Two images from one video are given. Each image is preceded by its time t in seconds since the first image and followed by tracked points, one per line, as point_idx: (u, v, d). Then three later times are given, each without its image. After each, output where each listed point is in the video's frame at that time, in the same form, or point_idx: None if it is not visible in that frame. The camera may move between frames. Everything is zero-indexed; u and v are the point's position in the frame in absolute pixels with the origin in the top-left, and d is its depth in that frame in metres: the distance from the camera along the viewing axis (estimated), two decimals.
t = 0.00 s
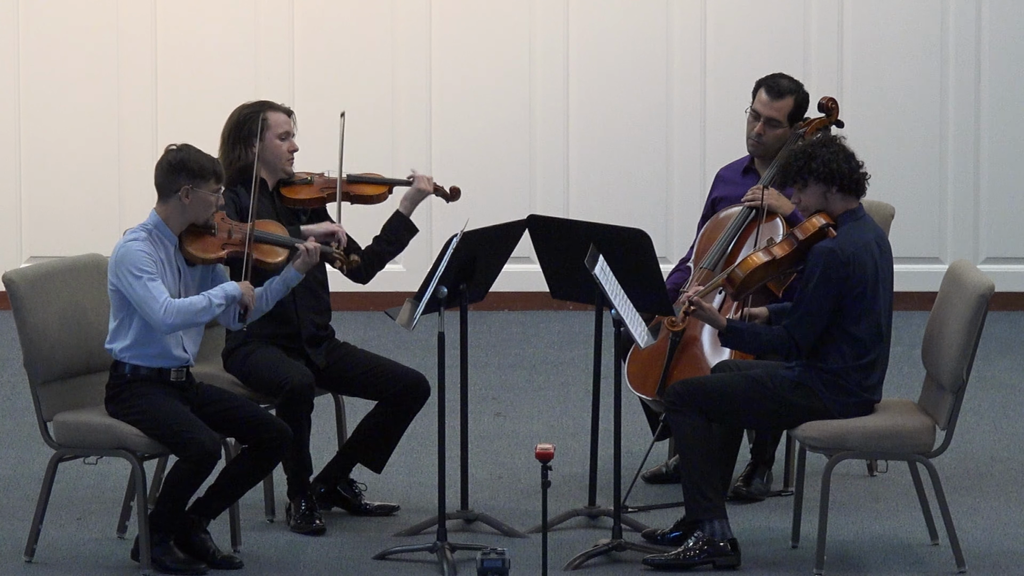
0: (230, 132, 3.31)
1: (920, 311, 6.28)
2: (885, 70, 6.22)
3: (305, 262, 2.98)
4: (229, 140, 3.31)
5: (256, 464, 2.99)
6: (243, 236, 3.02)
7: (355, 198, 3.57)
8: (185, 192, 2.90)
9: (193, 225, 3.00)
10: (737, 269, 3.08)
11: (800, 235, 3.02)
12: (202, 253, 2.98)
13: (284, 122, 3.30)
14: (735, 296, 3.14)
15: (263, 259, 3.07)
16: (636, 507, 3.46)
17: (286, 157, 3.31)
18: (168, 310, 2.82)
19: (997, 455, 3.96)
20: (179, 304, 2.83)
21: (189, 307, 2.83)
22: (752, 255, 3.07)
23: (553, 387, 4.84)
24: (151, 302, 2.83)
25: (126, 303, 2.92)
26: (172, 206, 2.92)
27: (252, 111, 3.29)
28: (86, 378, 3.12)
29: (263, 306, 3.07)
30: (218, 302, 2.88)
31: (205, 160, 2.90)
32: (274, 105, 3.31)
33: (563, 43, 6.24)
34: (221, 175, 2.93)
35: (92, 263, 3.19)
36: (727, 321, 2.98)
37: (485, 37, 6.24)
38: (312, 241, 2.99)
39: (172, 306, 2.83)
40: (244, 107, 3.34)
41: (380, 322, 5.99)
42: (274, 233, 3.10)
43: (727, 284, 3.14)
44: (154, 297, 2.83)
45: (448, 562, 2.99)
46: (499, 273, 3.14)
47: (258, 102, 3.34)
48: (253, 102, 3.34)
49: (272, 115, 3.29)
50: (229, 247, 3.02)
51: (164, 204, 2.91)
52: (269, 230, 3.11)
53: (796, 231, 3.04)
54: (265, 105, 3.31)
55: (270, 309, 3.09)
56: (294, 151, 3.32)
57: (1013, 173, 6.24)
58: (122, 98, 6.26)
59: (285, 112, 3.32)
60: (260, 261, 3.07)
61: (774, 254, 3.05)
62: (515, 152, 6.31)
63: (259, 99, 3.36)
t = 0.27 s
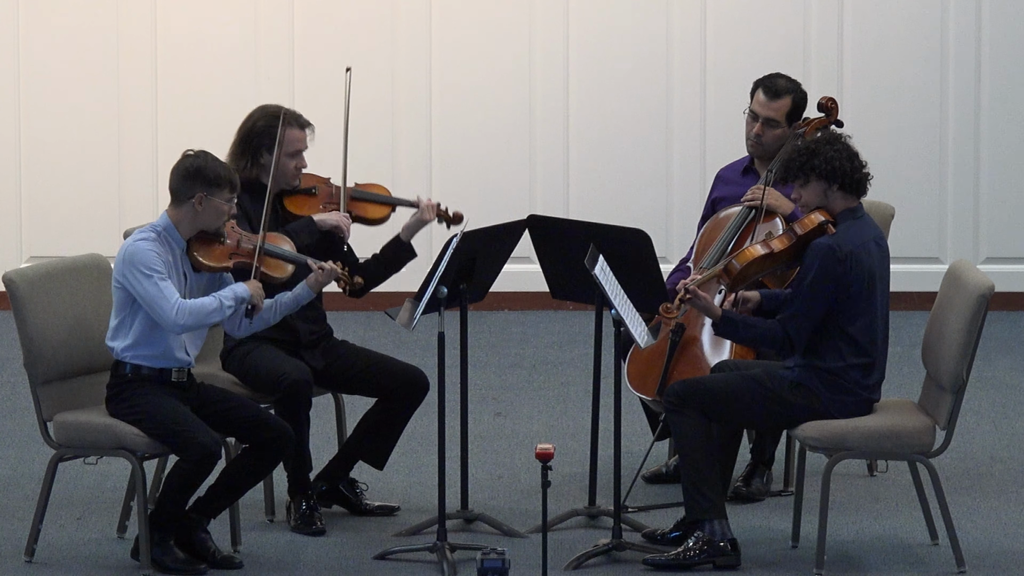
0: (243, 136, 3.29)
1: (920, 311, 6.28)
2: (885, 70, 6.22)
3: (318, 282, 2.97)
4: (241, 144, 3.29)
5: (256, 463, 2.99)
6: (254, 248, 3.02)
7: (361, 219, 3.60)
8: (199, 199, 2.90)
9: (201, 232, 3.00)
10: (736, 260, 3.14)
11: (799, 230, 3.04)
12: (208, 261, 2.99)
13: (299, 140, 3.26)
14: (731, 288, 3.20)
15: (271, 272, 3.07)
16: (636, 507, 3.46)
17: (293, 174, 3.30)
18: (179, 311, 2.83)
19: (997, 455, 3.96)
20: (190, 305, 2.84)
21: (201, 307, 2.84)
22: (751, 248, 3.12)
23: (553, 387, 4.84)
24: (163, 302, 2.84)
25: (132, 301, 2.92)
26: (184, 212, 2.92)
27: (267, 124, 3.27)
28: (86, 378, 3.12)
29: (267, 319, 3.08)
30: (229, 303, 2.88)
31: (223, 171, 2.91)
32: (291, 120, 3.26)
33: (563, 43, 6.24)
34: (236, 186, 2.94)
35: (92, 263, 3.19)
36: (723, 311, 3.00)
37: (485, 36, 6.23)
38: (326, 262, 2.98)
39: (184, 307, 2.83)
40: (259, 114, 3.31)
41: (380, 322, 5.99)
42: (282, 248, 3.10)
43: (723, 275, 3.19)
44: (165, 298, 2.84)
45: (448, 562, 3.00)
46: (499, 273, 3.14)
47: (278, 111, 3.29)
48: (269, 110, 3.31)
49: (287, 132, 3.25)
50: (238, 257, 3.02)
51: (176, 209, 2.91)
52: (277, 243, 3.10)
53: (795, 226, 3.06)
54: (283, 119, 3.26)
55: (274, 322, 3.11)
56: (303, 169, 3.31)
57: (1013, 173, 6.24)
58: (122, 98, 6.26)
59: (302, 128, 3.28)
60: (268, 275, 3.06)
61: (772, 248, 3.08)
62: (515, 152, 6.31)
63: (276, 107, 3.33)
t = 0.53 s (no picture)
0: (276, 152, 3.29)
1: (919, 311, 6.28)
2: (884, 70, 6.22)
3: (314, 311, 2.97)
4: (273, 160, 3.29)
5: (256, 463, 3.00)
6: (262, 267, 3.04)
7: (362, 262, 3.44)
8: (217, 213, 2.90)
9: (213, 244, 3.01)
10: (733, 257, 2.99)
11: (798, 229, 2.97)
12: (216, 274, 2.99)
13: (328, 175, 3.28)
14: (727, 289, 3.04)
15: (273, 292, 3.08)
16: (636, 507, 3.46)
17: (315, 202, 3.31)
18: (183, 311, 2.83)
19: (997, 455, 3.96)
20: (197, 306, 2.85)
21: (208, 310, 2.86)
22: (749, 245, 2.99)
23: (553, 387, 4.84)
24: (170, 301, 2.84)
25: (135, 299, 2.92)
26: (200, 222, 2.92)
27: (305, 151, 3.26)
28: (86, 378, 3.12)
29: (257, 337, 3.07)
30: (233, 311, 2.91)
31: (245, 188, 2.91)
32: (328, 152, 3.27)
33: (562, 43, 6.24)
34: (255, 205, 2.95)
35: (93, 264, 3.19)
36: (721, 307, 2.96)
37: (485, 36, 6.23)
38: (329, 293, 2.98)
39: (191, 307, 2.84)
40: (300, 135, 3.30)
41: (380, 322, 5.99)
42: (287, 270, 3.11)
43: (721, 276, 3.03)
44: (172, 297, 2.84)
45: (448, 562, 2.99)
46: (499, 273, 3.14)
47: (319, 139, 3.28)
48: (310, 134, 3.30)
49: (320, 165, 3.26)
50: (243, 274, 3.03)
51: (193, 218, 2.91)
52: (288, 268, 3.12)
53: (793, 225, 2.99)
54: (320, 150, 3.26)
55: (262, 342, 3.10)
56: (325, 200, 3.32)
57: (1013, 172, 6.24)
58: (122, 98, 6.26)
59: (334, 162, 3.29)
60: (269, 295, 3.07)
61: (770, 247, 2.97)
62: (515, 152, 6.31)
63: (319, 132, 3.32)
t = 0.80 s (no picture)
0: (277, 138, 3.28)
1: (919, 311, 6.28)
2: (884, 70, 6.22)
3: (317, 289, 2.98)
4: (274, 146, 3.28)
5: (256, 464, 3.00)
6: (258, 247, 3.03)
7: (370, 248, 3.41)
8: (213, 195, 2.91)
9: (211, 228, 3.02)
10: (731, 266, 3.02)
11: (794, 234, 2.98)
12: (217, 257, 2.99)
13: (330, 155, 3.25)
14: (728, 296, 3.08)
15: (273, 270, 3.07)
16: (636, 507, 3.46)
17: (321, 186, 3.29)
18: (172, 304, 2.81)
19: (997, 456, 3.96)
20: (186, 300, 2.83)
21: (194, 305, 2.83)
22: (747, 253, 3.01)
23: (553, 386, 4.84)
24: (161, 293, 2.82)
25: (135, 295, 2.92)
26: (196, 208, 2.93)
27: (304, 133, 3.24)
28: (86, 378, 3.12)
29: (267, 321, 3.09)
30: (220, 309, 2.87)
31: (235, 166, 2.92)
32: (327, 133, 3.25)
33: (562, 43, 6.24)
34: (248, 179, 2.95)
35: (93, 264, 3.19)
36: (721, 316, 2.98)
37: (484, 37, 6.23)
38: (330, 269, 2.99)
39: (178, 299, 2.82)
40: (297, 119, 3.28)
41: (380, 322, 5.99)
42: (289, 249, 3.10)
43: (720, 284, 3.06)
44: (164, 289, 2.83)
45: (447, 562, 2.99)
46: (499, 273, 3.14)
47: (318, 121, 3.27)
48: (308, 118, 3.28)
49: (321, 146, 3.24)
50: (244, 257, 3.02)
51: (188, 205, 2.92)
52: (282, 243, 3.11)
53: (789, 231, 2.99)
54: (320, 132, 3.25)
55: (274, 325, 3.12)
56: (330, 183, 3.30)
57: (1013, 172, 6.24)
58: (122, 97, 6.26)
59: (335, 144, 3.27)
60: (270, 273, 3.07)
61: (767, 254, 2.98)
62: (515, 152, 6.31)
63: (317, 116, 3.30)
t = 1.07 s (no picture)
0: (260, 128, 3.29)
1: (919, 311, 6.28)
2: (884, 70, 6.22)
3: (319, 280, 2.97)
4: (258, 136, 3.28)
5: (256, 464, 3.00)
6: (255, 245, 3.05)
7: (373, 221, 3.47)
8: (198, 198, 2.90)
9: (201, 231, 3.03)
10: (727, 279, 3.03)
11: (784, 241, 3.00)
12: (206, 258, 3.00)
13: (316, 133, 3.28)
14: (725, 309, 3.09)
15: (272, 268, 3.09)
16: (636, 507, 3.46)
17: (312, 168, 3.31)
18: (182, 286, 2.83)
19: (997, 456, 3.96)
20: (195, 277, 2.84)
21: (204, 276, 2.85)
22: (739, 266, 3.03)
23: (553, 387, 4.84)
24: (169, 283, 2.83)
25: (132, 293, 2.92)
26: (183, 211, 2.93)
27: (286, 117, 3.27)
28: (86, 378, 3.12)
29: (270, 315, 3.06)
30: (227, 261, 2.89)
31: (220, 168, 2.90)
32: (309, 113, 3.29)
33: (562, 43, 6.24)
34: (235, 182, 2.93)
35: (93, 264, 3.19)
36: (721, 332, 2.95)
37: (484, 37, 6.24)
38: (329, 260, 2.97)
39: (187, 280, 2.84)
40: (277, 109, 3.32)
41: (380, 322, 5.99)
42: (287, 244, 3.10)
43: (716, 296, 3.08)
44: (171, 277, 2.84)
45: (447, 562, 3.00)
46: (500, 273, 3.14)
47: (298, 106, 3.31)
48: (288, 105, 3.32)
49: (306, 126, 3.27)
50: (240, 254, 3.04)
51: (176, 209, 2.92)
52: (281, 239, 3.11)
53: (779, 237, 3.02)
54: (302, 113, 3.28)
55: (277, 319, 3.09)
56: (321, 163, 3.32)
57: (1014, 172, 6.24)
58: (122, 97, 6.26)
59: (319, 122, 3.30)
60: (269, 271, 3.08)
61: (760, 263, 3.01)
62: (515, 152, 6.31)
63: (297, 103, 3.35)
